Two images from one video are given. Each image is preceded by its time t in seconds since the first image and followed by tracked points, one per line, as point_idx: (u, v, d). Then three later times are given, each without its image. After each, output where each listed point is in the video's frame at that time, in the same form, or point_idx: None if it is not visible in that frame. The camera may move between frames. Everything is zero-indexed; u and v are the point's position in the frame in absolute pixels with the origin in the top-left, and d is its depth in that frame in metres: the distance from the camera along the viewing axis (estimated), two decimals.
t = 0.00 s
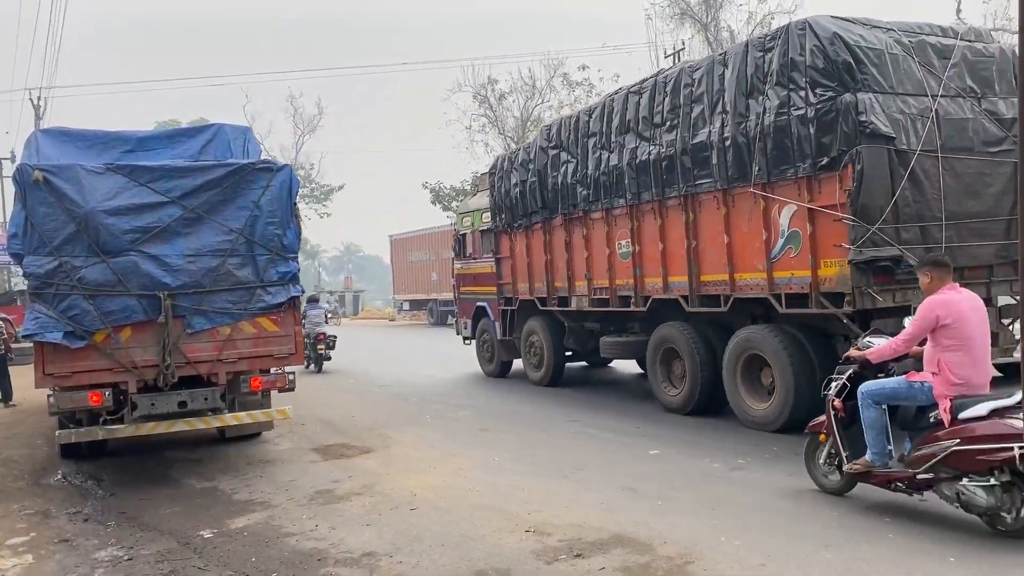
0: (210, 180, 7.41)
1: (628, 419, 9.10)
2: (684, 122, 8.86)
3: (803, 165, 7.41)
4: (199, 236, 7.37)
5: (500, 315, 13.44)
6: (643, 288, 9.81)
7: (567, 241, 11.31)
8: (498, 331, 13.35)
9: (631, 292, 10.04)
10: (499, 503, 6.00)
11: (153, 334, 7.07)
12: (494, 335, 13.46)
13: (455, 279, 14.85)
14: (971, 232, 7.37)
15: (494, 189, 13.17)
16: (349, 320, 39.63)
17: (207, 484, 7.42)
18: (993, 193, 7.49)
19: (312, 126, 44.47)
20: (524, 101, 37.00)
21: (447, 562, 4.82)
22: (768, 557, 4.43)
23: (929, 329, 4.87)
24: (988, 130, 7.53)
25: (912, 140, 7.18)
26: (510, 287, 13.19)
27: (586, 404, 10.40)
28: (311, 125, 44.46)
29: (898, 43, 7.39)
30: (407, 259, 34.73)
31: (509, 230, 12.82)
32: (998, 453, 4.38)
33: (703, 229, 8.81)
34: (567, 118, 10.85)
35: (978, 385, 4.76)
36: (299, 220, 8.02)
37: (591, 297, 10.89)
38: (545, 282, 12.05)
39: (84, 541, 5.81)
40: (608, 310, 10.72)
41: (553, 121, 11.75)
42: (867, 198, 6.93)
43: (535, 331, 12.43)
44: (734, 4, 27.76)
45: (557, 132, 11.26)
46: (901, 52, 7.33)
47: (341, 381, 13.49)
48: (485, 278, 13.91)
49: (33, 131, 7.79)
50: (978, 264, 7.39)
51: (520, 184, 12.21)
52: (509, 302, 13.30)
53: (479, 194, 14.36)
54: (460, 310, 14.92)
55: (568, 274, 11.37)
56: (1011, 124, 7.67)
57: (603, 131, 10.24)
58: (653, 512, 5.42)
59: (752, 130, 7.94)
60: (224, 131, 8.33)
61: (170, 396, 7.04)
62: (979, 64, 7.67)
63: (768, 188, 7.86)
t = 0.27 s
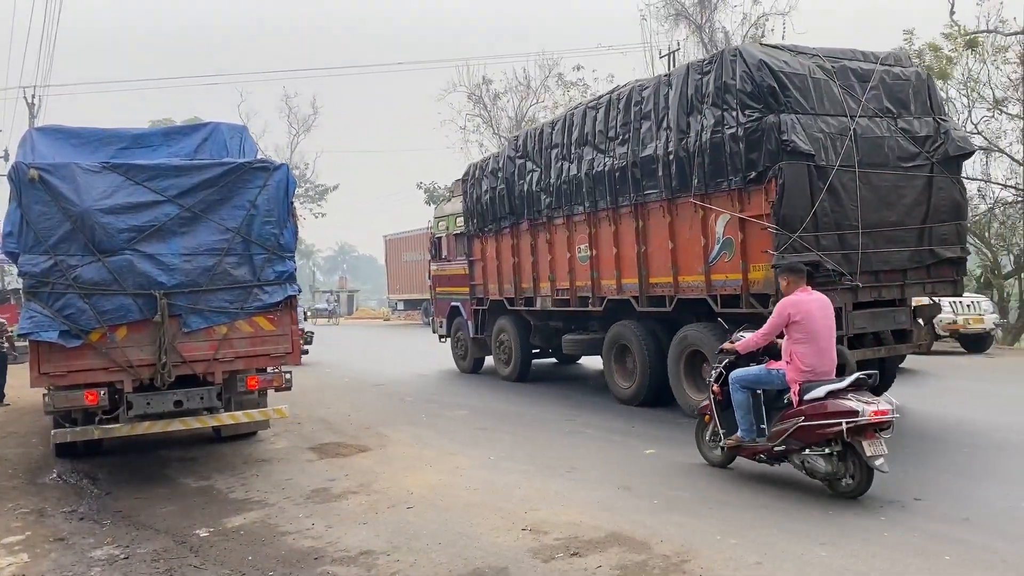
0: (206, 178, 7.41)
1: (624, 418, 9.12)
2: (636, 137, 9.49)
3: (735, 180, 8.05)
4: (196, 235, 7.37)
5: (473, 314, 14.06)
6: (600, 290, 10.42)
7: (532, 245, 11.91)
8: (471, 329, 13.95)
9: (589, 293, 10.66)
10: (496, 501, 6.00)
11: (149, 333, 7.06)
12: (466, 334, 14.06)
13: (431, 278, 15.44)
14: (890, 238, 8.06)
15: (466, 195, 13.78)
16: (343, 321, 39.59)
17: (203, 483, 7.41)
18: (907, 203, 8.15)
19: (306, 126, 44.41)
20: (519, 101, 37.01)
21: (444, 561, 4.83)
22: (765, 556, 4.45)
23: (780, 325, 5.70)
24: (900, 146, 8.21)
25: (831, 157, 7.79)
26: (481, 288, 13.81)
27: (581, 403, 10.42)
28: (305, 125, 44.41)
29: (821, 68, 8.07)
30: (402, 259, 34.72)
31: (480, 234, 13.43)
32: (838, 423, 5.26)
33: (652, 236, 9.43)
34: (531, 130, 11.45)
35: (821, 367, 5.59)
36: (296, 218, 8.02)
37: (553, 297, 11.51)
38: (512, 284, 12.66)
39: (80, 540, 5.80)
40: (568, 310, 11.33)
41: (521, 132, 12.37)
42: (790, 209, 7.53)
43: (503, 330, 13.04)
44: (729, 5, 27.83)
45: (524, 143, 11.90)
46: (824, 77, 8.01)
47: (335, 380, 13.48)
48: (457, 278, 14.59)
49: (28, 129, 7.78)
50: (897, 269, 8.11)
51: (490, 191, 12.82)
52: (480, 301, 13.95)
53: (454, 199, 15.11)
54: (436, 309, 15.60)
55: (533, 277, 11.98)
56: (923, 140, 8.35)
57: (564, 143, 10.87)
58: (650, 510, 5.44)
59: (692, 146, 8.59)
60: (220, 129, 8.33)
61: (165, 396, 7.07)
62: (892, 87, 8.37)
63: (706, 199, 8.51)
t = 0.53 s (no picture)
0: (202, 180, 7.40)
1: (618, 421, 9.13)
2: (591, 152, 10.32)
3: (675, 192, 8.91)
4: (191, 237, 7.36)
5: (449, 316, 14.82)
6: (560, 293, 11.23)
7: (500, 250, 12.73)
8: (446, 330, 14.70)
9: (551, 296, 11.47)
10: (490, 504, 6.01)
11: (143, 335, 7.05)
12: (441, 335, 14.81)
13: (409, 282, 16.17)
14: (817, 245, 9.07)
15: (442, 203, 14.54)
16: (339, 322, 39.57)
17: (197, 485, 7.40)
18: (834, 213, 9.15)
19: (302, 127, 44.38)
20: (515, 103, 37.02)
21: (438, 564, 4.83)
22: (758, 559, 4.46)
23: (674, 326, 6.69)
24: (829, 163, 9.18)
25: (761, 173, 8.73)
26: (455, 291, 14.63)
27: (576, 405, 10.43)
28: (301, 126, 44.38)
29: (753, 92, 8.99)
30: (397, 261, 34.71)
31: (454, 240, 14.25)
32: (718, 408, 6.21)
33: (605, 242, 10.25)
34: (500, 142, 12.27)
35: (708, 361, 6.56)
36: (291, 220, 8.02)
37: (519, 299, 12.32)
38: (482, 288, 13.46)
39: (73, 543, 5.78)
40: (534, 311, 12.14)
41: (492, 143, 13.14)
42: (722, 221, 8.44)
43: (475, 330, 13.79)
44: (725, 8, 27.88)
45: (494, 154, 12.68)
46: (757, 100, 8.94)
47: (330, 382, 13.46)
48: (432, 282, 15.43)
49: (22, 131, 7.76)
50: (824, 274, 9.12)
51: (464, 198, 13.60)
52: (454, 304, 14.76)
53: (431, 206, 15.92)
54: (413, 311, 16.39)
55: (500, 280, 12.79)
56: (850, 156, 9.34)
57: (528, 155, 11.70)
58: (643, 514, 5.44)
59: (638, 161, 9.43)
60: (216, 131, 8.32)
61: (160, 398, 7.03)
62: (821, 109, 9.34)
63: (650, 209, 9.34)
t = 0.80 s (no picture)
0: (197, 183, 7.40)
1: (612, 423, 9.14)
2: (550, 165, 10.96)
3: (623, 204, 9.56)
4: (186, 239, 7.36)
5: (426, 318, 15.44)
6: (524, 296, 11.86)
7: (472, 256, 13.36)
8: (423, 331, 15.32)
9: (516, 299, 12.11)
10: (485, 507, 6.01)
11: (138, 337, 7.04)
12: (419, 335, 15.42)
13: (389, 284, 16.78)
14: (754, 253, 9.77)
15: (420, 210, 15.16)
16: (335, 325, 39.56)
17: (191, 488, 7.39)
18: (770, 223, 9.84)
19: (299, 129, 44.39)
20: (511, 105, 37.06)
21: (433, 566, 4.83)
22: (753, 562, 4.47)
23: (595, 326, 7.66)
24: (766, 177, 9.87)
25: (700, 187, 9.40)
26: (432, 293, 15.26)
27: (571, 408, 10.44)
28: (298, 128, 44.39)
29: (694, 112, 9.67)
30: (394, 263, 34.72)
31: (430, 245, 14.89)
32: (629, 398, 7.18)
33: (563, 249, 10.88)
34: (470, 154, 12.91)
35: (623, 355, 7.52)
36: (286, 223, 8.03)
37: (487, 302, 12.96)
38: (455, 291, 14.10)
39: (67, 546, 5.77)
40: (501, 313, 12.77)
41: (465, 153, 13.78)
42: (664, 231, 9.08)
43: (450, 330, 14.42)
44: (720, 11, 27.96)
45: (465, 164, 13.31)
46: (697, 119, 9.62)
47: (325, 385, 13.46)
48: (410, 284, 16.11)
49: (17, 133, 7.75)
50: (760, 279, 9.82)
51: (438, 205, 14.23)
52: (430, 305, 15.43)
53: (409, 212, 16.57)
54: (393, 313, 17.06)
55: (471, 284, 13.43)
56: (785, 170, 10.05)
57: (496, 167, 12.33)
58: (638, 516, 5.45)
59: (590, 175, 10.07)
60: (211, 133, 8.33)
61: (155, 400, 7.01)
62: (759, 127, 10.04)
63: (601, 219, 9.99)
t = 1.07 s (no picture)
0: (192, 184, 7.39)
1: (608, 424, 9.16)
2: (516, 176, 11.76)
3: (579, 214, 10.42)
4: (182, 241, 7.34)
5: (405, 319, 16.07)
6: (494, 299, 12.65)
7: (446, 261, 14.10)
8: (401, 331, 15.93)
9: (486, 301, 12.89)
10: (481, 509, 6.00)
11: (134, 339, 7.02)
12: (397, 335, 16.02)
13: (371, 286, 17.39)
14: (699, 259, 10.67)
15: (398, 216, 15.84)
16: (330, 326, 39.52)
17: (187, 490, 7.37)
18: (714, 231, 10.74)
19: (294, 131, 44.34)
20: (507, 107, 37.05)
21: (430, 568, 4.83)
22: (749, 564, 4.48)
23: (533, 328, 8.53)
24: (710, 188, 10.77)
25: (647, 199, 10.27)
26: (410, 295, 15.92)
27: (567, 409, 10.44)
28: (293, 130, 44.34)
29: (643, 129, 10.53)
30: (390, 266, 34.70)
31: (408, 250, 15.64)
32: (560, 391, 8.08)
33: (528, 255, 11.70)
34: (443, 164, 13.67)
35: (557, 354, 8.43)
36: (282, 224, 8.02)
37: (460, 304, 13.74)
38: (431, 294, 14.84)
39: (62, 549, 5.75)
40: (473, 314, 13.55)
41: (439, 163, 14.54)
42: (614, 240, 9.94)
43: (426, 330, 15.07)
44: (715, 13, 28.01)
45: (440, 174, 14.06)
46: (647, 136, 10.47)
47: (321, 387, 13.44)
48: (389, 288, 16.79)
49: (11, 134, 7.73)
50: (704, 283, 10.74)
51: (415, 212, 14.98)
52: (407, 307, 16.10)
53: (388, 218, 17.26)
54: (373, 314, 17.72)
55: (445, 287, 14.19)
56: (728, 183, 10.96)
57: (468, 177, 13.11)
58: (635, 518, 5.45)
59: (551, 186, 10.89)
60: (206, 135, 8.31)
61: (150, 402, 6.99)
62: (704, 143, 10.93)
63: (560, 228, 10.82)
